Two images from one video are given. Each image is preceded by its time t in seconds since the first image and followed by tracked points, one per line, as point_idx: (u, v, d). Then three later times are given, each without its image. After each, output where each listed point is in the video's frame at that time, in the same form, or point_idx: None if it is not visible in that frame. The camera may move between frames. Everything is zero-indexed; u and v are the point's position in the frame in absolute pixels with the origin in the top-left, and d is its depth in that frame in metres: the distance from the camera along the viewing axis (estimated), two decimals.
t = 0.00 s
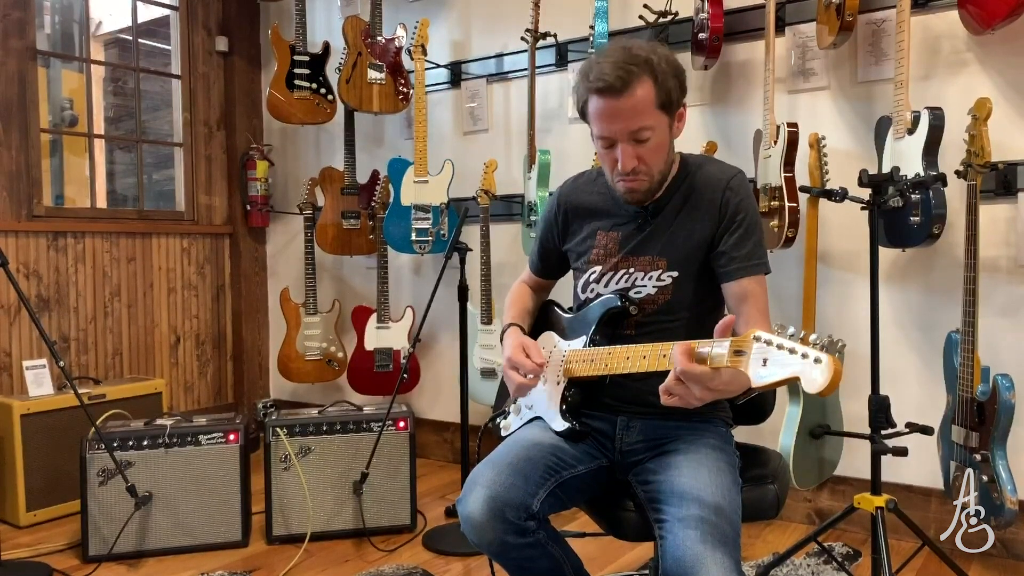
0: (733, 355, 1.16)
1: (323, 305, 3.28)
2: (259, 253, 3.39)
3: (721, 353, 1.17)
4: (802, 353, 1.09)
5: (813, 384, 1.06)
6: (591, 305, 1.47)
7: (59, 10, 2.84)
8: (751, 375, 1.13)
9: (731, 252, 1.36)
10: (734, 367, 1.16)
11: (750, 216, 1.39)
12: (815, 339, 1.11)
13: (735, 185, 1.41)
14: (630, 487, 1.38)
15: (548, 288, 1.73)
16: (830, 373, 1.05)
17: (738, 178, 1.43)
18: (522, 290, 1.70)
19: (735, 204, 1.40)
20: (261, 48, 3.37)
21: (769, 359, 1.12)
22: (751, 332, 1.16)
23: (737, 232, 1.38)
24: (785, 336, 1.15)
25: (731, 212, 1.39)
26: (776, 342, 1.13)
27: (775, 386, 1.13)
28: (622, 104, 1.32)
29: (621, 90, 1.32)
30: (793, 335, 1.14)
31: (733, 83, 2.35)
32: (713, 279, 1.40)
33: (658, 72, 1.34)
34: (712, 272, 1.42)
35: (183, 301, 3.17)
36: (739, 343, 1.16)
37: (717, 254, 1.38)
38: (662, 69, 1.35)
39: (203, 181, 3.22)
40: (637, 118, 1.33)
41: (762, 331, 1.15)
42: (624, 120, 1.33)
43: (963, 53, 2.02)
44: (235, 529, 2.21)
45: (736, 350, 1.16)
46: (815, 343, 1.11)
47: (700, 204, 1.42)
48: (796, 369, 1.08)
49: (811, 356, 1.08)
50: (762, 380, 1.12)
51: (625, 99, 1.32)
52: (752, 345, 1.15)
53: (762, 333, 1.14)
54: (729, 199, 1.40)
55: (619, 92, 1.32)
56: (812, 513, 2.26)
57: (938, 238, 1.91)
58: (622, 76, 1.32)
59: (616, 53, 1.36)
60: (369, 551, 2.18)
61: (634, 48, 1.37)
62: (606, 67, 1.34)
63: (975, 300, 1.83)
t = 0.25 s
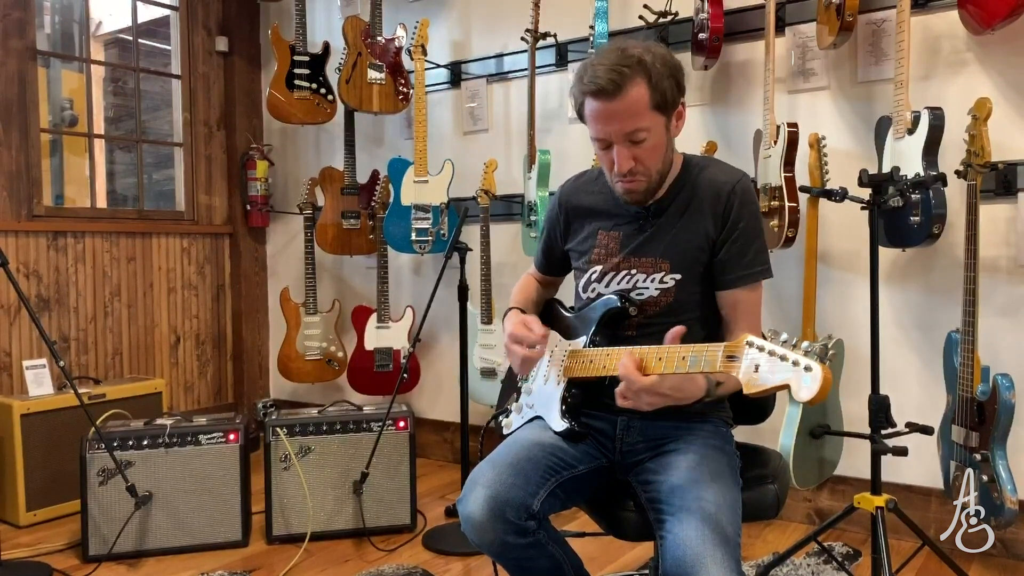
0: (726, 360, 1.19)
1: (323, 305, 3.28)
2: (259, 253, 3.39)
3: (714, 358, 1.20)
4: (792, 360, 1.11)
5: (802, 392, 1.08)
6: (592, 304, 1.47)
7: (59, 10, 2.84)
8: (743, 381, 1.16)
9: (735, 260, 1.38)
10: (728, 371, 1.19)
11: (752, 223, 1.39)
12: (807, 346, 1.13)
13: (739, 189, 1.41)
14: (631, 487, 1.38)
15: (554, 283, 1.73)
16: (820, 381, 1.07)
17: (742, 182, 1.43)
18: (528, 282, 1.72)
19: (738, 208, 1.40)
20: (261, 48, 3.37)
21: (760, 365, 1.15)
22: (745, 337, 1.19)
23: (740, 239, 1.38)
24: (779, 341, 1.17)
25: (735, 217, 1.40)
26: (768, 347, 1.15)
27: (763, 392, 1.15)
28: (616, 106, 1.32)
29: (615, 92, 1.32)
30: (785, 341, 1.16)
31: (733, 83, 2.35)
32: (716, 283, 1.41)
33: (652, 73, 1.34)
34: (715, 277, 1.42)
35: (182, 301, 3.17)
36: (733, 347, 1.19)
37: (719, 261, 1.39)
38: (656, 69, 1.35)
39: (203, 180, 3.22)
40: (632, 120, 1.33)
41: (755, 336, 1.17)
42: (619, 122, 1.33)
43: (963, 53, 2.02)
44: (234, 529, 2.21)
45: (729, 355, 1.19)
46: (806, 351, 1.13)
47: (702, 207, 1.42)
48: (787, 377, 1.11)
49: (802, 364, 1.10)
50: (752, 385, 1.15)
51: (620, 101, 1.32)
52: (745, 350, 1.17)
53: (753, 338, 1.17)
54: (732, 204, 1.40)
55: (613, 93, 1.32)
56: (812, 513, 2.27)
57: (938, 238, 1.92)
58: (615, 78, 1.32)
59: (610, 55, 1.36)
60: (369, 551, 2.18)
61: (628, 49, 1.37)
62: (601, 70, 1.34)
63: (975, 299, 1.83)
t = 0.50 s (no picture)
0: (720, 356, 1.18)
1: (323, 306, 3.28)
2: (259, 253, 3.39)
3: (709, 354, 1.20)
4: (788, 354, 1.12)
5: (797, 386, 1.08)
6: (592, 304, 1.46)
7: (59, 10, 2.84)
8: (738, 376, 1.15)
9: (737, 266, 1.39)
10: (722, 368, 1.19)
11: (755, 229, 1.40)
12: (801, 341, 1.13)
13: (742, 195, 1.42)
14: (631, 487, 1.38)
15: (549, 278, 1.75)
16: (815, 375, 1.07)
17: (744, 187, 1.43)
18: (525, 279, 1.73)
19: (741, 213, 1.40)
20: (261, 48, 3.37)
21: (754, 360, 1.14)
22: (738, 332, 1.18)
23: (742, 244, 1.39)
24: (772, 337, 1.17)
25: (737, 222, 1.40)
26: (763, 343, 1.15)
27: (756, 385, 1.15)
28: (620, 103, 1.32)
29: (619, 90, 1.32)
30: (780, 336, 1.16)
31: (733, 83, 2.35)
32: (718, 288, 1.42)
33: (656, 71, 1.34)
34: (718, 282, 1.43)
35: (183, 301, 3.17)
36: (728, 343, 1.18)
37: (722, 267, 1.40)
38: (660, 67, 1.35)
39: (203, 180, 3.22)
40: (636, 118, 1.33)
41: (749, 331, 1.17)
42: (622, 120, 1.33)
43: (963, 53, 2.02)
44: (235, 529, 2.21)
45: (723, 350, 1.18)
46: (801, 345, 1.13)
47: (705, 211, 1.42)
48: (783, 371, 1.11)
49: (797, 358, 1.11)
50: (748, 380, 1.14)
51: (624, 99, 1.32)
52: (740, 345, 1.17)
53: (748, 333, 1.16)
54: (735, 209, 1.41)
55: (617, 91, 1.32)
56: (812, 513, 2.27)
57: (938, 238, 1.92)
58: (619, 76, 1.32)
59: (613, 53, 1.36)
60: (369, 551, 2.18)
61: (632, 47, 1.36)
62: (604, 68, 1.34)
63: (975, 299, 1.83)
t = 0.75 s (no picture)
0: (728, 358, 1.19)
1: (323, 306, 3.28)
2: (258, 253, 3.39)
3: (717, 356, 1.21)
4: (796, 357, 1.12)
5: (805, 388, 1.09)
6: (592, 305, 1.47)
7: (59, 10, 2.84)
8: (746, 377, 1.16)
9: (736, 261, 1.39)
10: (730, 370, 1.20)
11: (752, 224, 1.40)
12: (809, 344, 1.14)
13: (739, 190, 1.41)
14: (631, 487, 1.38)
15: (551, 274, 1.75)
16: (823, 377, 1.07)
17: (741, 182, 1.43)
18: (528, 273, 1.74)
19: (739, 209, 1.40)
20: (261, 48, 3.37)
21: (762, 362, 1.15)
22: (746, 334, 1.19)
23: (740, 240, 1.39)
24: (780, 339, 1.18)
25: (735, 218, 1.40)
26: (770, 345, 1.16)
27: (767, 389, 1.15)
28: (621, 105, 1.32)
29: (619, 92, 1.32)
30: (788, 339, 1.17)
31: (733, 83, 2.35)
32: (717, 283, 1.42)
33: (656, 74, 1.34)
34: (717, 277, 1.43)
35: (182, 301, 3.17)
36: (735, 346, 1.19)
37: (721, 262, 1.40)
38: (662, 70, 1.35)
39: (203, 180, 3.22)
40: (636, 120, 1.33)
41: (757, 334, 1.18)
42: (623, 122, 1.33)
43: (963, 53, 2.02)
44: (234, 529, 2.21)
45: (731, 353, 1.19)
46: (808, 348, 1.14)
47: (703, 208, 1.42)
48: (791, 374, 1.11)
49: (804, 360, 1.11)
50: (756, 383, 1.15)
51: (624, 101, 1.32)
52: (747, 348, 1.18)
53: (756, 336, 1.17)
54: (733, 205, 1.41)
55: (618, 93, 1.32)
56: (812, 513, 2.27)
57: (938, 238, 1.92)
58: (620, 78, 1.32)
59: (615, 55, 1.36)
60: (369, 551, 2.18)
61: (634, 49, 1.37)
62: (606, 69, 1.34)
63: (975, 299, 1.83)
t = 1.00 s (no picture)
0: (721, 355, 1.19)
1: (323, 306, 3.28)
2: (259, 253, 3.39)
3: (711, 353, 1.20)
4: (788, 352, 1.11)
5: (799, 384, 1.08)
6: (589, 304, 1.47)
7: (59, 10, 2.84)
8: (739, 374, 1.16)
9: (734, 250, 1.39)
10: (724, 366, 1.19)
11: (750, 212, 1.40)
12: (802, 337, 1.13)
13: (736, 180, 1.42)
14: (630, 487, 1.38)
15: (545, 279, 1.73)
16: (816, 373, 1.07)
17: (738, 171, 1.43)
18: (522, 284, 1.71)
19: (736, 198, 1.41)
20: (261, 48, 3.37)
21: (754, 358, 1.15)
22: (738, 330, 1.19)
23: (738, 229, 1.39)
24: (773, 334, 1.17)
25: (734, 208, 1.40)
26: (763, 340, 1.15)
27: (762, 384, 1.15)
28: (628, 89, 1.32)
29: (627, 76, 1.32)
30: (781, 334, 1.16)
31: (733, 83, 2.35)
32: (716, 274, 1.42)
33: (664, 62, 1.35)
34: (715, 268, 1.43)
35: (183, 301, 3.17)
36: (728, 342, 1.19)
37: (720, 251, 1.40)
38: (668, 58, 1.35)
39: (203, 181, 3.22)
40: (642, 105, 1.33)
41: (749, 329, 1.17)
42: (628, 106, 1.33)
43: (963, 53, 2.02)
44: (234, 529, 2.21)
45: (724, 350, 1.19)
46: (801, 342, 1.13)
47: (702, 199, 1.43)
48: (784, 368, 1.11)
49: (797, 355, 1.11)
50: (750, 378, 1.14)
51: (631, 85, 1.32)
52: (740, 343, 1.17)
53: (747, 331, 1.17)
54: (731, 195, 1.41)
55: (624, 78, 1.32)
56: (812, 513, 2.27)
57: (938, 238, 1.92)
58: (628, 62, 1.33)
59: (622, 42, 1.36)
60: (369, 551, 2.18)
61: (641, 37, 1.37)
62: (613, 54, 1.34)
63: (975, 299, 1.83)
